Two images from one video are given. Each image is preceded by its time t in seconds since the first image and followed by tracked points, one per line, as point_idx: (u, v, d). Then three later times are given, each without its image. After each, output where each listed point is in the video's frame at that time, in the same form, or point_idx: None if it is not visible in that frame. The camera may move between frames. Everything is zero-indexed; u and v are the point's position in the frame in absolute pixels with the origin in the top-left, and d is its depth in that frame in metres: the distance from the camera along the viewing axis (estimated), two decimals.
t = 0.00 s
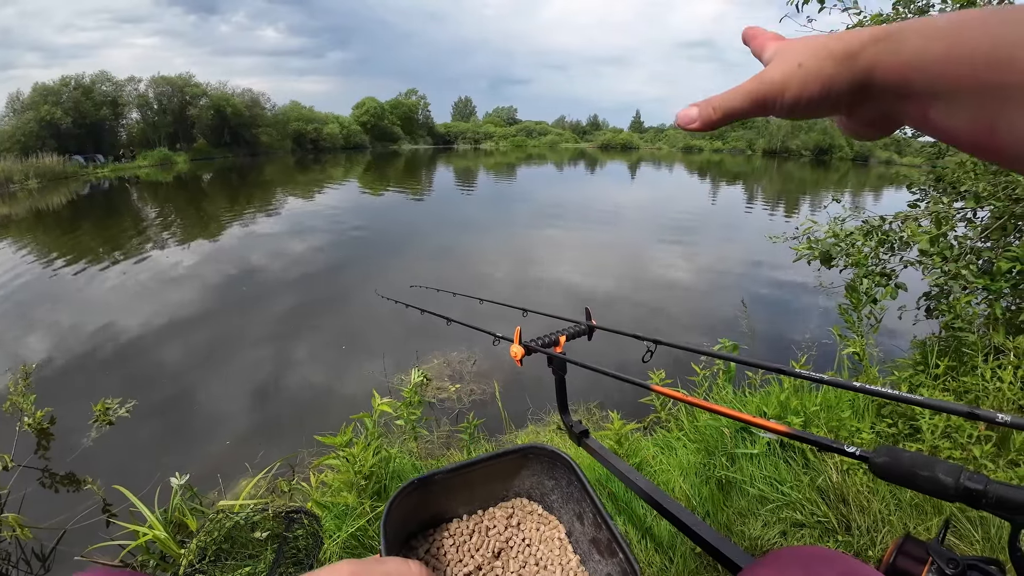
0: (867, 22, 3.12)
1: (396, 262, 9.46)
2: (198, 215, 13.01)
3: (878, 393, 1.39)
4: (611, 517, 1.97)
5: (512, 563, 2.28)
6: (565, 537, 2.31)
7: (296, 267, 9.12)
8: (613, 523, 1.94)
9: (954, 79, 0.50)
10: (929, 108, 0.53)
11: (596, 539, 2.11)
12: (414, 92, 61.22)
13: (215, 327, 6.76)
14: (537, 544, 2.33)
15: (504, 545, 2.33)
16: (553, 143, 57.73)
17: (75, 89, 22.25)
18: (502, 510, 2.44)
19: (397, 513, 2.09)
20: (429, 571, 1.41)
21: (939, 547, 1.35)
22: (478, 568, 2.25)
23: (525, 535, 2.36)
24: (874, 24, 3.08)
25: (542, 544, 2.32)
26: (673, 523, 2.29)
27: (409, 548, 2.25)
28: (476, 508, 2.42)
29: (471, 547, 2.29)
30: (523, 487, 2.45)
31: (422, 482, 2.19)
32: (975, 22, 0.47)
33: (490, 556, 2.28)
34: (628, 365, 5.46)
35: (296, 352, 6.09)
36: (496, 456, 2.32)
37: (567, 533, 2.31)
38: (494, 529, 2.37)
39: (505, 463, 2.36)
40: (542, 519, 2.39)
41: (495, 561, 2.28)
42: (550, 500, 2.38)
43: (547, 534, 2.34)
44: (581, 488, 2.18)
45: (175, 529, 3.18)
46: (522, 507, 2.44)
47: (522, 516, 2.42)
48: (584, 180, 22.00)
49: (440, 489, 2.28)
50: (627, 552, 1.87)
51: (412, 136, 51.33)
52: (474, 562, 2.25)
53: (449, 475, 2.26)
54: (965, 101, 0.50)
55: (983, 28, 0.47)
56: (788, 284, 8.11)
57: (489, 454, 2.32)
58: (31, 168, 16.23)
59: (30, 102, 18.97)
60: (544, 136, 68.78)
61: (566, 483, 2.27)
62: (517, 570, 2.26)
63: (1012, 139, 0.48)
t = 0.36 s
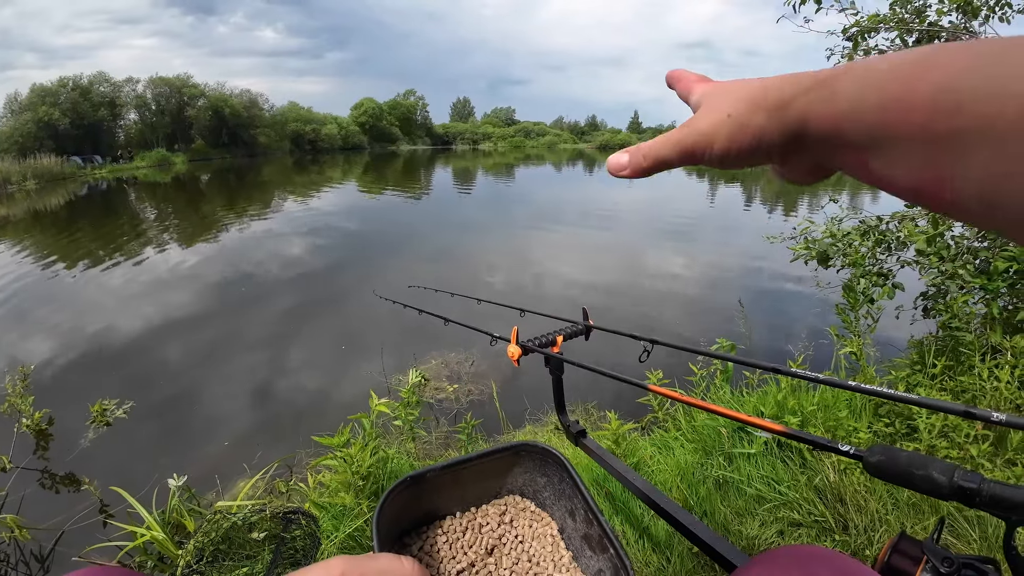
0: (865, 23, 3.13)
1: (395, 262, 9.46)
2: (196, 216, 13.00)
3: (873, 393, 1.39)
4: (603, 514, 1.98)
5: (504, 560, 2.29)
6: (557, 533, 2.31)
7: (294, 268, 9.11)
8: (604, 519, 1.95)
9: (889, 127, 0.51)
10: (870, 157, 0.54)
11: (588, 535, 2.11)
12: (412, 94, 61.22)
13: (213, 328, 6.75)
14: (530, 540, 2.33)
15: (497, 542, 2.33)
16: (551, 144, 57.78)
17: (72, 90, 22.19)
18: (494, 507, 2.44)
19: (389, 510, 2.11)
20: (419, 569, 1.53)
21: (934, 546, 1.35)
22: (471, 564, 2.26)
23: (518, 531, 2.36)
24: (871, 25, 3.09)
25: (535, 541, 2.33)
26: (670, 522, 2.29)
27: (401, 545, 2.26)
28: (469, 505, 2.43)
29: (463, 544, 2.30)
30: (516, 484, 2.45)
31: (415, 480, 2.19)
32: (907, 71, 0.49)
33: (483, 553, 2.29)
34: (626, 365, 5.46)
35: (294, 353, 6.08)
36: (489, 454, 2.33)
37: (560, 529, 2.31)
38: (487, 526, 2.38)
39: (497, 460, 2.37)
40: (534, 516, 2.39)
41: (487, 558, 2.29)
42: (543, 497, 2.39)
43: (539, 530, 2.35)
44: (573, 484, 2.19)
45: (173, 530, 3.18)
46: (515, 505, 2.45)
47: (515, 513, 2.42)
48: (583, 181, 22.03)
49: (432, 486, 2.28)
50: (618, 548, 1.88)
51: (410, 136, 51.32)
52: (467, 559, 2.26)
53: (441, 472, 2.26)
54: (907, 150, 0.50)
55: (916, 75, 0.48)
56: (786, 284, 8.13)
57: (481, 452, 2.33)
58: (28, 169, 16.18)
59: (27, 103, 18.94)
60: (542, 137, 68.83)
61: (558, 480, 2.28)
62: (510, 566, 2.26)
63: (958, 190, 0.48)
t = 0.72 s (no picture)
0: (862, 23, 3.13)
1: (394, 263, 9.45)
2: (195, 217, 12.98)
3: (873, 392, 1.38)
4: (603, 514, 1.97)
5: (503, 560, 2.28)
6: (557, 533, 2.31)
7: (293, 269, 9.10)
8: (604, 520, 1.95)
9: (876, 181, 0.64)
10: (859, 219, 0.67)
11: (587, 535, 2.11)
12: (411, 94, 61.20)
13: (211, 329, 6.74)
14: (529, 541, 2.33)
15: (497, 543, 2.33)
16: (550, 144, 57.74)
17: (70, 91, 22.16)
18: (493, 507, 2.44)
19: (388, 511, 2.10)
20: (418, 570, 1.52)
21: (935, 545, 1.34)
22: (470, 565, 2.26)
23: (517, 531, 2.36)
24: (869, 25, 3.10)
25: (534, 541, 2.32)
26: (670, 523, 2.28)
27: (400, 546, 2.26)
28: (468, 505, 2.42)
29: (463, 544, 2.30)
30: (515, 484, 2.45)
31: (414, 480, 2.19)
32: (890, 139, 0.62)
33: (483, 553, 2.29)
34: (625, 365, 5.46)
35: (293, 354, 6.08)
36: (488, 454, 2.32)
37: (559, 529, 2.31)
38: (486, 527, 2.37)
39: (495, 460, 2.36)
40: (534, 516, 2.39)
41: (486, 559, 2.29)
42: (542, 498, 2.38)
43: (538, 530, 2.35)
44: (572, 484, 2.18)
45: (172, 532, 3.17)
46: (514, 505, 2.44)
47: (514, 513, 2.42)
48: (582, 181, 22.01)
49: (430, 487, 2.28)
50: (618, 548, 1.87)
51: (409, 137, 51.29)
52: (466, 559, 2.26)
53: (440, 473, 2.26)
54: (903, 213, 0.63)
55: (899, 143, 0.61)
56: (785, 284, 8.13)
57: (479, 452, 2.32)
58: (26, 170, 16.15)
59: (24, 104, 18.90)
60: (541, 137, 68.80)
61: (557, 480, 2.27)
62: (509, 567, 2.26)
63: (955, 241, 0.61)
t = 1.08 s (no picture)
0: (861, 23, 3.14)
1: (393, 263, 9.45)
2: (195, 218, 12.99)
3: (872, 391, 1.38)
4: (604, 513, 1.97)
5: (505, 560, 2.29)
6: (558, 533, 2.31)
7: (292, 269, 9.10)
8: (605, 519, 1.95)
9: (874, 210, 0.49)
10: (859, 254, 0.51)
11: (589, 534, 2.11)
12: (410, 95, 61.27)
13: (210, 330, 6.73)
14: (531, 540, 2.33)
15: (498, 542, 2.33)
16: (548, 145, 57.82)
17: (69, 91, 22.16)
18: (494, 507, 2.44)
19: (389, 511, 2.10)
20: (420, 570, 1.52)
21: (935, 543, 1.34)
22: (472, 565, 2.26)
23: (519, 531, 2.36)
24: (867, 25, 3.10)
25: (536, 541, 2.32)
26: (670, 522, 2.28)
27: (401, 547, 2.26)
28: (468, 505, 2.42)
29: (464, 544, 2.30)
30: (516, 484, 2.45)
31: (415, 480, 2.19)
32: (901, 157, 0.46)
33: (484, 553, 2.29)
34: (625, 365, 5.46)
35: (292, 355, 6.07)
36: (489, 454, 2.33)
37: (560, 529, 2.31)
38: (487, 526, 2.37)
39: (497, 460, 2.36)
40: (534, 516, 2.39)
41: (488, 558, 2.29)
42: (543, 497, 2.38)
43: (539, 530, 2.35)
44: (574, 483, 2.18)
45: (171, 533, 3.17)
46: (515, 505, 2.44)
47: (516, 513, 2.42)
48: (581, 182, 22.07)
49: (431, 487, 2.28)
50: (619, 548, 1.87)
51: (408, 137, 51.36)
52: (467, 559, 2.26)
53: (441, 473, 2.26)
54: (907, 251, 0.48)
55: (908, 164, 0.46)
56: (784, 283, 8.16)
57: (480, 452, 2.32)
58: (25, 171, 16.15)
59: (24, 105, 18.92)
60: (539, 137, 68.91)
61: (559, 479, 2.27)
62: (511, 566, 2.27)
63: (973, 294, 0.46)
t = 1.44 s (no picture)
0: (860, 22, 3.13)
1: (392, 264, 9.45)
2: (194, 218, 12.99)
3: (872, 390, 1.37)
4: (604, 512, 1.97)
5: (504, 559, 2.28)
6: (557, 532, 2.30)
7: (291, 270, 9.10)
8: (605, 519, 1.94)
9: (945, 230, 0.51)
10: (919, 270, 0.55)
11: (588, 532, 2.11)
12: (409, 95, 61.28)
13: (210, 330, 6.73)
14: (530, 539, 2.32)
15: (497, 541, 2.33)
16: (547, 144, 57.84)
17: (68, 92, 22.14)
18: (494, 506, 2.43)
19: (388, 510, 2.10)
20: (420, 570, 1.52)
21: (935, 542, 1.33)
22: (471, 564, 2.26)
23: (518, 530, 2.35)
24: (867, 24, 3.10)
25: (535, 540, 2.32)
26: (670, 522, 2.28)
27: (401, 546, 2.26)
28: (468, 505, 2.42)
29: (463, 543, 2.30)
30: (515, 483, 2.45)
31: (414, 480, 2.19)
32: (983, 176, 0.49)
33: (483, 552, 2.29)
34: (624, 365, 5.47)
35: (291, 355, 6.07)
36: (488, 453, 2.33)
37: (560, 528, 2.30)
38: (487, 525, 2.37)
39: (496, 459, 2.36)
40: (534, 515, 2.38)
41: (487, 557, 2.29)
42: (543, 496, 2.38)
43: (539, 528, 2.34)
44: (573, 481, 2.18)
45: (171, 534, 3.16)
46: (514, 503, 2.44)
47: (515, 512, 2.41)
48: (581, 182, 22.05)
49: (431, 487, 2.28)
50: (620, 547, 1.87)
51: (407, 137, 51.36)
52: (467, 558, 2.26)
53: (440, 472, 2.26)
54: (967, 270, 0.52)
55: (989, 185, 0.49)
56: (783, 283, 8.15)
57: (479, 451, 2.33)
58: (24, 171, 16.15)
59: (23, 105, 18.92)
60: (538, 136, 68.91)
61: (558, 478, 2.27)
62: (510, 566, 2.26)
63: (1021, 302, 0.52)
